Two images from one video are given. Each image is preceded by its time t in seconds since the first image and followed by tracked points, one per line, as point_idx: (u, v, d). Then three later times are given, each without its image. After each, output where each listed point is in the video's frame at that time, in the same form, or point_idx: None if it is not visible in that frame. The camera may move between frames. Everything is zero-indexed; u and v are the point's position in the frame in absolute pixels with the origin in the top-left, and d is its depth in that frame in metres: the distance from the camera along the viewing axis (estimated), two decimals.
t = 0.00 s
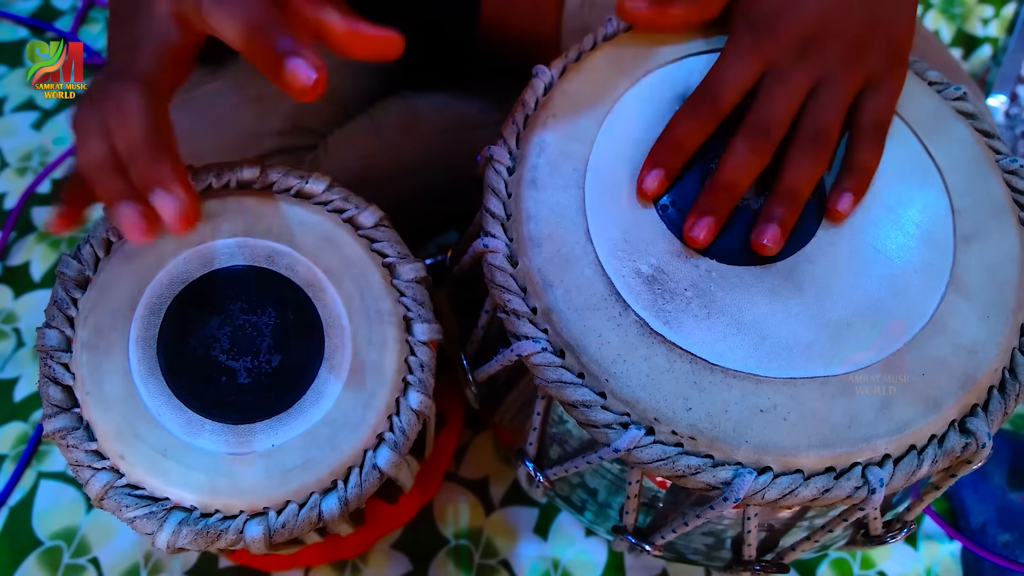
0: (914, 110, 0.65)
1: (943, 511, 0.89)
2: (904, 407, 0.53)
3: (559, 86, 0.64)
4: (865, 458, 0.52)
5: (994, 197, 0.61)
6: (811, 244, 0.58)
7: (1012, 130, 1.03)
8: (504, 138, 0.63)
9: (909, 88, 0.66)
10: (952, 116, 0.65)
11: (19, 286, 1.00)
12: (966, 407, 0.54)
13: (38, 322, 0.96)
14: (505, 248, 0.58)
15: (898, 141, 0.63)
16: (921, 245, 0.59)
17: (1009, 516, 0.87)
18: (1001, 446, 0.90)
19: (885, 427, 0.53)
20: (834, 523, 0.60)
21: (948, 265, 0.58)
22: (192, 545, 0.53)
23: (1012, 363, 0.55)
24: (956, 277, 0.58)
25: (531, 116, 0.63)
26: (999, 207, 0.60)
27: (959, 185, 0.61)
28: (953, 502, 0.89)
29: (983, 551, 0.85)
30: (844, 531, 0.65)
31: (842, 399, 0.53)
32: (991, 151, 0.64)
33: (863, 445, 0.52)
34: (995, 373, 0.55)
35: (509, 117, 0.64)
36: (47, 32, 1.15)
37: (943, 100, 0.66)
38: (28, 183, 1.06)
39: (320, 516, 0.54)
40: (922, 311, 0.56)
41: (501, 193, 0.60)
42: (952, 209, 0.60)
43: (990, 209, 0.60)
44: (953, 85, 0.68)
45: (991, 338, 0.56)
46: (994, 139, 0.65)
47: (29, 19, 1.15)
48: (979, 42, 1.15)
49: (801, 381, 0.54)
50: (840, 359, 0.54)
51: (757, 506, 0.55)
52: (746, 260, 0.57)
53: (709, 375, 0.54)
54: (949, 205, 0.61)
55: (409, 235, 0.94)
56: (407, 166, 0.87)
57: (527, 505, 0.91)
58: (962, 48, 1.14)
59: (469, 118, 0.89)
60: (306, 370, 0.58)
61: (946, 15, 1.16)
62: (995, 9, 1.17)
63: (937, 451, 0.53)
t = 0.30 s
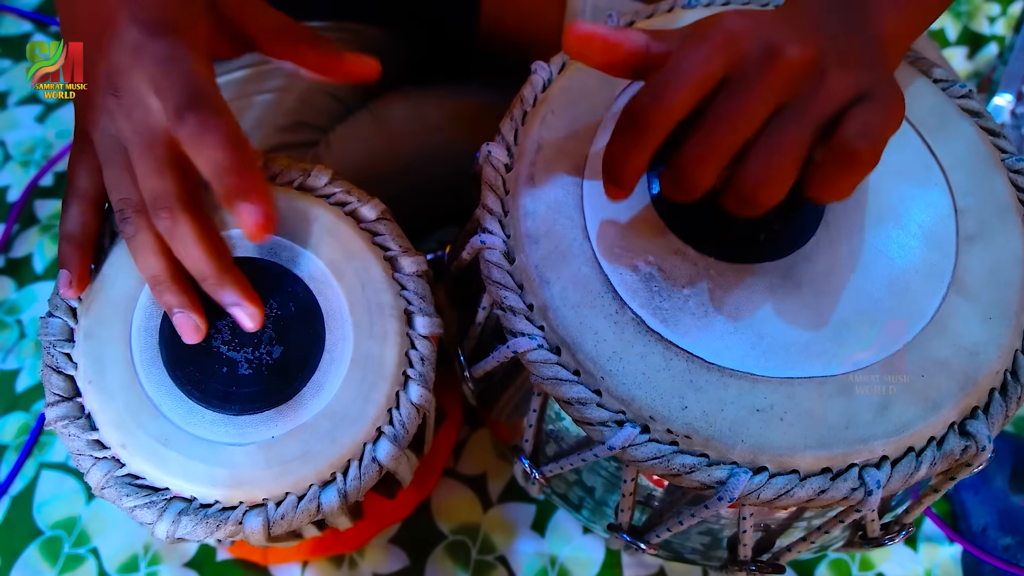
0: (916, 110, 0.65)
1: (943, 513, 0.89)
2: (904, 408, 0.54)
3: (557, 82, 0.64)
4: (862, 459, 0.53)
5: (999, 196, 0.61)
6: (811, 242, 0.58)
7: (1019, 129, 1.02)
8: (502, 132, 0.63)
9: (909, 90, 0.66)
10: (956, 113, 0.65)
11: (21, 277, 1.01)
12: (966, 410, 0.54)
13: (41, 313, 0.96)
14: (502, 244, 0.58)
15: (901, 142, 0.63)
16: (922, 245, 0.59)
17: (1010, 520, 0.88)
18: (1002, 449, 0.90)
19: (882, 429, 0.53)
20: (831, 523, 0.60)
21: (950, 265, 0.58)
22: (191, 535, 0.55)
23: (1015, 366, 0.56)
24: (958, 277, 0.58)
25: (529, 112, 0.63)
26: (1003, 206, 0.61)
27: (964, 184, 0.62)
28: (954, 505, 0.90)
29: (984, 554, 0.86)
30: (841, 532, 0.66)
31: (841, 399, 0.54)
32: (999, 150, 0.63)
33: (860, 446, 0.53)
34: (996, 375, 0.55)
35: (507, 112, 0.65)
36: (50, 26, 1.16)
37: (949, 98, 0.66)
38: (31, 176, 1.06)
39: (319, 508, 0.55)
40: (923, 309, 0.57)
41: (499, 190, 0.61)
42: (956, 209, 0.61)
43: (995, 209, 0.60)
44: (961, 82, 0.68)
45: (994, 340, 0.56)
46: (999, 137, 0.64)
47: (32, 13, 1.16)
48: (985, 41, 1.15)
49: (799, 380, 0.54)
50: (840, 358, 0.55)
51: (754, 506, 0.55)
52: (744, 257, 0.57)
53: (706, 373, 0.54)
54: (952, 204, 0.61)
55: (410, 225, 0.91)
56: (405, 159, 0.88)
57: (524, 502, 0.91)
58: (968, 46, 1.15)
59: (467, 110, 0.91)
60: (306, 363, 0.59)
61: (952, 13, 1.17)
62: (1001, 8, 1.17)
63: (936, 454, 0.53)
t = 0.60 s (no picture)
0: (921, 95, 0.64)
1: (940, 503, 0.90)
2: (905, 394, 0.53)
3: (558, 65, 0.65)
4: (862, 444, 0.53)
5: (1003, 183, 0.61)
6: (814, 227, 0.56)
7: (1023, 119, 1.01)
8: (503, 116, 0.64)
9: (914, 75, 0.65)
10: (961, 99, 0.65)
11: (20, 264, 1.01)
12: (968, 395, 0.54)
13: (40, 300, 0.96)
14: (501, 227, 0.59)
15: (906, 125, 0.63)
16: (923, 228, 0.58)
17: (1007, 510, 0.87)
18: (1000, 439, 0.90)
19: (883, 414, 0.53)
20: (830, 510, 0.60)
21: (951, 252, 0.58)
22: (189, 518, 0.54)
23: (1015, 351, 0.56)
24: (959, 264, 0.57)
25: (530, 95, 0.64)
26: (1007, 194, 0.61)
27: (967, 171, 0.61)
28: (952, 495, 0.90)
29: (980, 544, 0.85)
30: (839, 519, 0.66)
31: (841, 384, 0.53)
32: (1001, 137, 0.64)
33: (860, 431, 0.52)
34: (997, 361, 0.55)
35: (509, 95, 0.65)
36: (48, 12, 1.15)
37: (953, 83, 0.66)
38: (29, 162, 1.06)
39: (318, 491, 0.55)
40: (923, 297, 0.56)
41: (499, 173, 0.61)
42: (958, 194, 0.60)
43: (998, 196, 0.60)
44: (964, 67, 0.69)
45: (995, 327, 0.56)
46: (1004, 123, 0.65)
47: None
48: (989, 32, 1.15)
49: (798, 365, 0.53)
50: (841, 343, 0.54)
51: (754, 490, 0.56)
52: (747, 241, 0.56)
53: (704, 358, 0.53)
54: (956, 189, 0.60)
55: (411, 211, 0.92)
56: (406, 146, 0.87)
57: (523, 489, 0.91)
58: (972, 38, 1.15)
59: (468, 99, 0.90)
60: (305, 346, 0.59)
61: (955, 5, 1.17)
62: None
63: (936, 439, 0.53)
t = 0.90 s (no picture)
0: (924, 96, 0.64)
1: (943, 504, 0.89)
2: (906, 392, 0.53)
3: (562, 64, 0.65)
4: (864, 441, 0.53)
5: (1007, 182, 0.61)
6: (814, 223, 0.58)
7: None
8: (507, 113, 0.63)
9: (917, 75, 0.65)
10: (964, 99, 0.65)
11: (21, 260, 1.01)
12: (969, 394, 0.54)
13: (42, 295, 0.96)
14: (505, 224, 0.59)
15: (910, 125, 0.63)
16: (928, 227, 0.58)
17: (1009, 510, 0.87)
18: (1002, 440, 0.90)
19: (886, 411, 0.53)
20: (832, 508, 0.60)
21: (956, 250, 0.58)
22: (193, 515, 0.55)
23: (1018, 351, 0.56)
24: (963, 262, 0.57)
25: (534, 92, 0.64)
26: (1011, 193, 0.60)
27: (971, 170, 0.61)
28: (953, 495, 0.90)
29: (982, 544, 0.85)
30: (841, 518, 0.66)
31: (843, 382, 0.53)
32: (1005, 137, 0.63)
33: (863, 428, 0.52)
34: (999, 360, 0.55)
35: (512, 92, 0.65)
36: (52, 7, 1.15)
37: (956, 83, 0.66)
38: (31, 158, 1.06)
39: (322, 488, 0.55)
40: (926, 293, 0.56)
41: (503, 169, 0.61)
42: (961, 193, 0.60)
43: (1002, 195, 0.60)
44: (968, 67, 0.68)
45: (997, 326, 0.55)
46: (1007, 123, 0.65)
47: None
48: (992, 31, 1.15)
49: (800, 362, 0.54)
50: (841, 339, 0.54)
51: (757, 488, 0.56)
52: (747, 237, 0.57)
53: (707, 353, 0.54)
54: (958, 187, 0.60)
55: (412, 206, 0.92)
56: (409, 145, 0.87)
57: (524, 487, 0.91)
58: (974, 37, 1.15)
59: (471, 95, 0.90)
60: (309, 345, 0.58)
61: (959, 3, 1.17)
62: None
63: (938, 437, 0.53)
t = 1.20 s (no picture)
0: (928, 89, 0.64)
1: (943, 500, 0.90)
2: (906, 388, 0.53)
3: (563, 59, 0.64)
4: (866, 436, 0.53)
5: (1009, 178, 0.61)
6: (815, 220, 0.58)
7: None
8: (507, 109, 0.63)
9: (921, 69, 0.65)
10: (967, 94, 0.65)
11: (22, 256, 1.01)
12: (970, 390, 0.54)
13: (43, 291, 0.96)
14: (507, 218, 0.58)
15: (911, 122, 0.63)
16: (928, 222, 0.58)
17: (1010, 506, 0.86)
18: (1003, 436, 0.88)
19: (887, 407, 0.53)
20: (832, 504, 0.60)
21: (957, 245, 0.58)
22: (194, 511, 0.55)
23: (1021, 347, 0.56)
24: (965, 257, 0.57)
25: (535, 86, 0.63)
26: (1013, 188, 0.60)
27: (972, 165, 0.61)
28: (954, 491, 0.90)
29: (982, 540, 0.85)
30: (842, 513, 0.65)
31: (846, 377, 0.53)
32: (1008, 132, 0.63)
33: (864, 424, 0.52)
34: (1002, 355, 0.55)
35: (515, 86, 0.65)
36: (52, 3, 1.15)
37: (959, 78, 0.66)
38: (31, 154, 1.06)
39: (322, 485, 0.55)
40: (928, 290, 0.56)
41: (505, 164, 0.61)
42: (964, 188, 0.60)
43: (1004, 189, 0.60)
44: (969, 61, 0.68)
45: (998, 322, 0.56)
46: (1010, 118, 0.64)
47: None
48: (994, 26, 1.15)
49: (802, 357, 0.54)
50: (842, 335, 0.54)
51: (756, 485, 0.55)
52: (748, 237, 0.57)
53: (709, 349, 0.54)
54: (961, 182, 0.60)
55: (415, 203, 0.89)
56: (409, 139, 0.87)
57: (525, 483, 0.91)
58: (976, 32, 1.14)
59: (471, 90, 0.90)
60: (309, 341, 0.58)
61: None
62: None
63: (939, 433, 0.53)
